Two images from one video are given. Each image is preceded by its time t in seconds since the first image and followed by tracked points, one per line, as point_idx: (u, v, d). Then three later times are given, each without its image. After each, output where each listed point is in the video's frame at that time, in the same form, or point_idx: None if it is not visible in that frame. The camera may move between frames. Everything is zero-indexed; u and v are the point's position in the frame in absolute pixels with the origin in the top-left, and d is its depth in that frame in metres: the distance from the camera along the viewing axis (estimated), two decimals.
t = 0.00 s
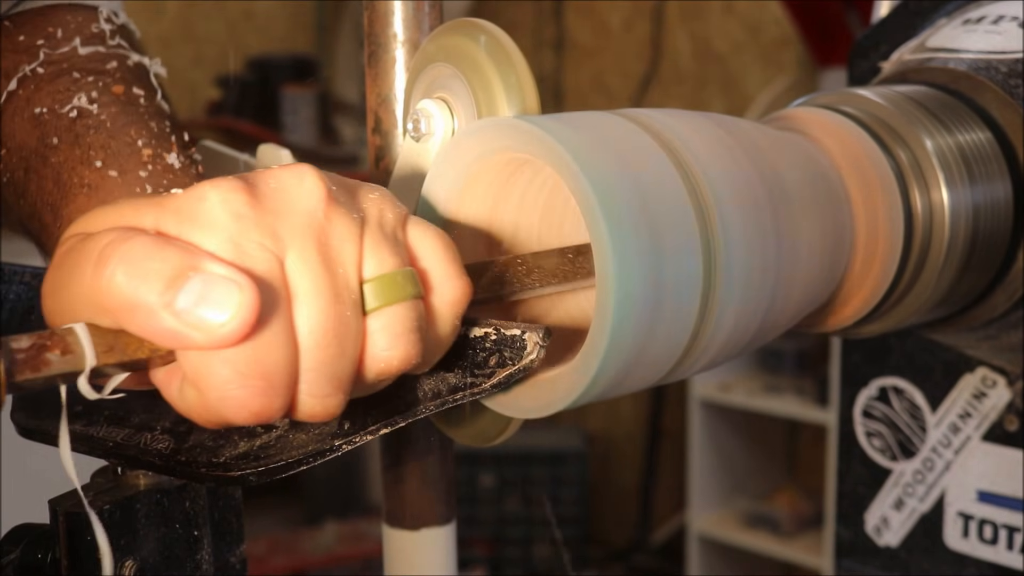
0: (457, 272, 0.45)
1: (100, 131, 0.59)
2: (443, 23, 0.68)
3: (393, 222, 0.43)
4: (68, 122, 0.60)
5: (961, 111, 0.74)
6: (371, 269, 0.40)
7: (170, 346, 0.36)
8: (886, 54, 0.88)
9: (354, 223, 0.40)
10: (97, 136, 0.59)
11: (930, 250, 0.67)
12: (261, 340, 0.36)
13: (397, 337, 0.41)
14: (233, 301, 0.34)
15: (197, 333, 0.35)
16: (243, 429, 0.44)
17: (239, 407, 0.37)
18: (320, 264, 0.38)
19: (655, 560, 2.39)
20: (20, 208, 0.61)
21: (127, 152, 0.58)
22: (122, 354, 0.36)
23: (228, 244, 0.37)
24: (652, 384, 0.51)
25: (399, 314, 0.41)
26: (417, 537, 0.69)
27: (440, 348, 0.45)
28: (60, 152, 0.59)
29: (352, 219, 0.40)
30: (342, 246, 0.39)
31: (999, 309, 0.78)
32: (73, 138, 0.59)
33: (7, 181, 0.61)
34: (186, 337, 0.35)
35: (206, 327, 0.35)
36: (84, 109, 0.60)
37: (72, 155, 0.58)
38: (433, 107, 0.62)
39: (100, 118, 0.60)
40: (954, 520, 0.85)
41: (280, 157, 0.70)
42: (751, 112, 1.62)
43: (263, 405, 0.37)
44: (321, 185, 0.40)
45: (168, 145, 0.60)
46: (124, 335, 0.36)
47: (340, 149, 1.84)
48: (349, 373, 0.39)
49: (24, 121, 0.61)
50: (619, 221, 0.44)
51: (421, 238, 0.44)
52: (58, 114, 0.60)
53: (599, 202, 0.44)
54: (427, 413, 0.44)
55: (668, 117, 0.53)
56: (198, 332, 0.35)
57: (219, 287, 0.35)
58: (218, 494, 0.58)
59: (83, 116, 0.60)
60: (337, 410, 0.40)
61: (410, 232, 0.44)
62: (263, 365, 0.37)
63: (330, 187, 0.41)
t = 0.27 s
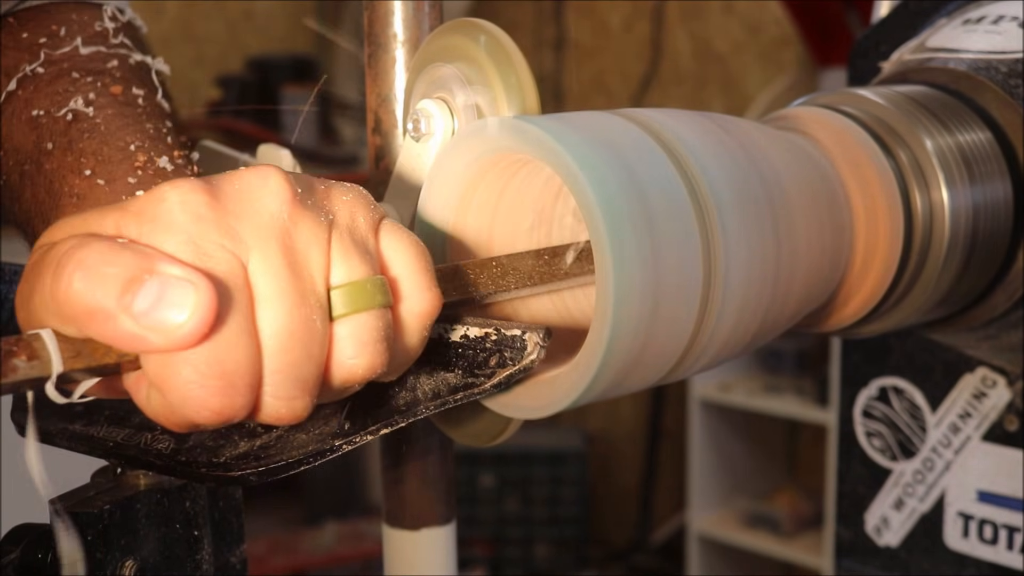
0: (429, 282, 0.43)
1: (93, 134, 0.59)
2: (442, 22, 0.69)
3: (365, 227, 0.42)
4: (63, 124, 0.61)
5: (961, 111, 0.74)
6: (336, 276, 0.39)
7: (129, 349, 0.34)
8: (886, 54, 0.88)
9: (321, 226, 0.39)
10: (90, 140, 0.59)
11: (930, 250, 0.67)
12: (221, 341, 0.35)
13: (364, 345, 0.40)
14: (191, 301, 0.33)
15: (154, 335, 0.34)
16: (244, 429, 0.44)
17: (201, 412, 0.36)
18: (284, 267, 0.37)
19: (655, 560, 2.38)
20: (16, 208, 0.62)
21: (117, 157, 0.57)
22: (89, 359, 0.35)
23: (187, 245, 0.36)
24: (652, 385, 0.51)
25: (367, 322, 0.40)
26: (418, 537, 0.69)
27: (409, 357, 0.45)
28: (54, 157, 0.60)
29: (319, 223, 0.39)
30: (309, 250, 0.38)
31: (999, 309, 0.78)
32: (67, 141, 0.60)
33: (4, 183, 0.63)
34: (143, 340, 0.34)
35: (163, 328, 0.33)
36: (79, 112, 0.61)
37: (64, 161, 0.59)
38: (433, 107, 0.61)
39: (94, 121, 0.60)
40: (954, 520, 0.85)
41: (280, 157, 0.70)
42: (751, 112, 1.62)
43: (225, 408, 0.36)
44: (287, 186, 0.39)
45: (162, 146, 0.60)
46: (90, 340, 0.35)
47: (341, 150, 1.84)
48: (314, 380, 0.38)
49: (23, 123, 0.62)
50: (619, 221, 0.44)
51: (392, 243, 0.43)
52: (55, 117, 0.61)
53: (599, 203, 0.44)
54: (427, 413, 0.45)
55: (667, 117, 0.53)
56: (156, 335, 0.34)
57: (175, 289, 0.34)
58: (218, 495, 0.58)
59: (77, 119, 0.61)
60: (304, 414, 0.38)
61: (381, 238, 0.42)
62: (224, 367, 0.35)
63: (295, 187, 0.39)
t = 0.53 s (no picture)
0: (468, 275, 0.46)
1: (114, 122, 0.58)
2: (442, 23, 0.69)
3: (407, 222, 0.44)
4: (81, 110, 0.58)
5: (961, 111, 0.74)
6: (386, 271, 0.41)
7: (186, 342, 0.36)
8: (886, 54, 0.88)
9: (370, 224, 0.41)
10: (110, 127, 0.57)
11: (931, 250, 0.67)
12: (278, 340, 0.37)
13: (407, 340, 0.42)
14: (252, 303, 0.35)
15: (214, 333, 0.35)
16: (245, 429, 0.44)
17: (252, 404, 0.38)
18: (337, 265, 0.38)
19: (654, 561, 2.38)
20: (26, 200, 0.59)
21: (145, 145, 0.56)
22: (139, 350, 0.37)
23: (247, 242, 0.37)
24: (652, 385, 0.51)
25: (410, 317, 0.42)
26: (417, 537, 0.69)
27: (445, 348, 0.46)
28: (73, 143, 0.57)
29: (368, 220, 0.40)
30: (359, 247, 0.39)
31: (1000, 309, 0.78)
32: (86, 128, 0.57)
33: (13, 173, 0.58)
34: (203, 337, 0.35)
35: (223, 328, 0.35)
36: (99, 98, 0.58)
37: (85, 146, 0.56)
38: (433, 107, 0.62)
39: (114, 109, 0.58)
40: (954, 521, 0.85)
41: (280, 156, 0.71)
42: (752, 112, 1.62)
43: (277, 400, 0.38)
44: (340, 184, 0.40)
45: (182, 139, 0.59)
46: (139, 331, 0.37)
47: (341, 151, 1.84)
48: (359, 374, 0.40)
49: (35, 110, 0.58)
50: (619, 221, 0.44)
51: (434, 238, 0.45)
52: (71, 102, 0.58)
53: (599, 202, 0.43)
54: (428, 414, 0.45)
55: (666, 116, 0.53)
56: (216, 333, 0.35)
57: (236, 290, 0.35)
58: (220, 494, 0.58)
59: (97, 105, 0.58)
60: (346, 408, 0.41)
61: (424, 232, 0.44)
62: (276, 364, 0.37)
63: (349, 183, 0.41)
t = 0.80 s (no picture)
0: (438, 283, 0.43)
1: (104, 135, 0.60)
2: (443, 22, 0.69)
3: (375, 226, 0.41)
4: (73, 123, 0.61)
5: (961, 111, 0.74)
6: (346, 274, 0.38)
7: (135, 346, 0.35)
8: (886, 54, 0.88)
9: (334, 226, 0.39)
10: (100, 139, 0.59)
11: (930, 250, 0.67)
12: (229, 338, 0.35)
13: (372, 347, 0.39)
14: (194, 302, 0.33)
15: (157, 335, 0.34)
16: (246, 428, 0.44)
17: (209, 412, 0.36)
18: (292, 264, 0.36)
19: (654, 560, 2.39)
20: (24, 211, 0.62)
21: (129, 155, 0.58)
22: (98, 357, 0.35)
23: (197, 243, 0.36)
24: (653, 385, 0.51)
25: (376, 322, 0.39)
26: (417, 537, 0.69)
27: (414, 359, 0.43)
28: (65, 156, 0.59)
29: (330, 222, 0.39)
30: (320, 249, 0.38)
31: (1000, 309, 0.78)
32: (78, 140, 0.60)
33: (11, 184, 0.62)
34: (148, 338, 0.34)
35: (169, 328, 0.34)
36: (90, 111, 0.61)
37: (75, 160, 0.59)
38: (433, 107, 0.62)
39: (104, 120, 0.61)
40: (954, 521, 0.85)
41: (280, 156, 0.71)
42: (752, 112, 1.62)
43: (232, 405, 0.36)
44: (298, 185, 0.38)
45: (172, 148, 0.61)
46: (99, 337, 0.35)
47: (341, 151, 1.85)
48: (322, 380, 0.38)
49: (31, 123, 0.62)
50: (619, 220, 0.44)
51: (403, 243, 0.42)
52: (64, 115, 0.62)
53: (598, 202, 0.43)
54: (426, 413, 0.45)
55: (665, 116, 0.53)
56: (161, 334, 0.34)
57: (179, 290, 0.34)
58: (221, 494, 0.58)
59: (88, 118, 0.61)
60: (310, 414, 0.38)
61: (392, 236, 0.42)
62: (231, 366, 0.35)
63: (307, 185, 0.39)
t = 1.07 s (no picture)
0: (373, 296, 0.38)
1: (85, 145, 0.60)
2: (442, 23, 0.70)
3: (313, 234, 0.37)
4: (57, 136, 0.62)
5: (961, 111, 0.74)
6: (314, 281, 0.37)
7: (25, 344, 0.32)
8: (886, 54, 0.88)
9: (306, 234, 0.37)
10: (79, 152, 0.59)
11: (931, 250, 0.67)
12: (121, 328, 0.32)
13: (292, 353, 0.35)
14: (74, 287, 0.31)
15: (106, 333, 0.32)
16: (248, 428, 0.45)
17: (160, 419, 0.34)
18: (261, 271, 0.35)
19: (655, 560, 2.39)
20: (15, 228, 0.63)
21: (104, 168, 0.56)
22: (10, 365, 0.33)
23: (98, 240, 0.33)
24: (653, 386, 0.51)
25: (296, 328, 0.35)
26: (417, 537, 0.69)
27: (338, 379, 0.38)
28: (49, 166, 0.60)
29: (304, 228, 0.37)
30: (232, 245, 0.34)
31: (1000, 309, 0.78)
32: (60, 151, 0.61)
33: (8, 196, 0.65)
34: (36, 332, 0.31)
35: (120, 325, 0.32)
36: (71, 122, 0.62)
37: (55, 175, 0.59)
38: (433, 107, 0.61)
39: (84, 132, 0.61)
40: (954, 521, 0.86)
41: (280, 157, 0.73)
42: (752, 112, 1.62)
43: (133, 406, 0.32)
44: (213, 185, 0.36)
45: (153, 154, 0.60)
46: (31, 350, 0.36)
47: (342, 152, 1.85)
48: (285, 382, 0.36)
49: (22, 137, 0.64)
50: (619, 220, 0.44)
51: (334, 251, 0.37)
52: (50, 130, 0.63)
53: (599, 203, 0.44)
54: (427, 413, 0.46)
55: (665, 116, 0.53)
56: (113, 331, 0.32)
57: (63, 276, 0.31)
58: (221, 494, 0.61)
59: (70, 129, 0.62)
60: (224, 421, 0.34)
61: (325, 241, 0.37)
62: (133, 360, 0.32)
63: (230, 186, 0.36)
